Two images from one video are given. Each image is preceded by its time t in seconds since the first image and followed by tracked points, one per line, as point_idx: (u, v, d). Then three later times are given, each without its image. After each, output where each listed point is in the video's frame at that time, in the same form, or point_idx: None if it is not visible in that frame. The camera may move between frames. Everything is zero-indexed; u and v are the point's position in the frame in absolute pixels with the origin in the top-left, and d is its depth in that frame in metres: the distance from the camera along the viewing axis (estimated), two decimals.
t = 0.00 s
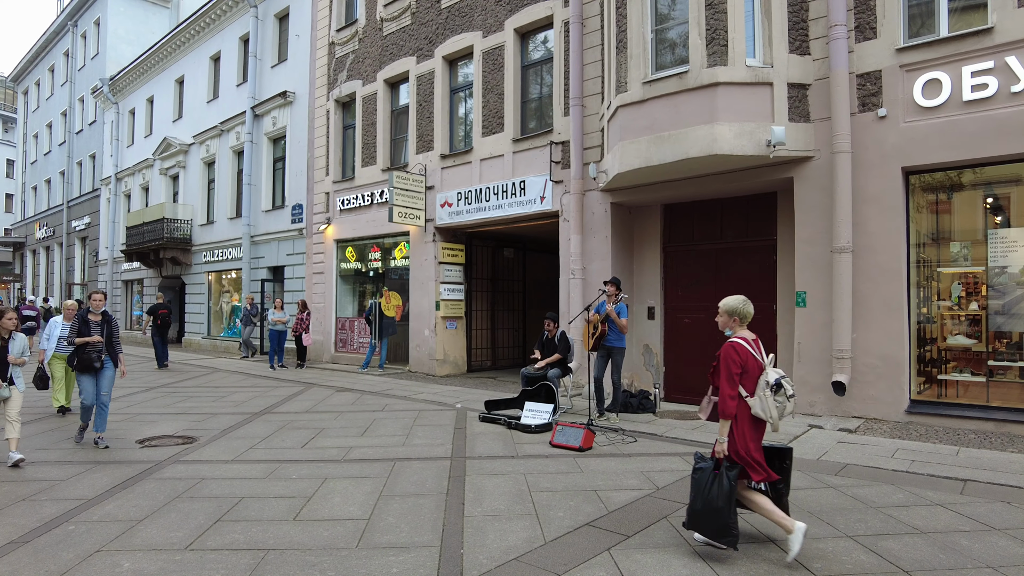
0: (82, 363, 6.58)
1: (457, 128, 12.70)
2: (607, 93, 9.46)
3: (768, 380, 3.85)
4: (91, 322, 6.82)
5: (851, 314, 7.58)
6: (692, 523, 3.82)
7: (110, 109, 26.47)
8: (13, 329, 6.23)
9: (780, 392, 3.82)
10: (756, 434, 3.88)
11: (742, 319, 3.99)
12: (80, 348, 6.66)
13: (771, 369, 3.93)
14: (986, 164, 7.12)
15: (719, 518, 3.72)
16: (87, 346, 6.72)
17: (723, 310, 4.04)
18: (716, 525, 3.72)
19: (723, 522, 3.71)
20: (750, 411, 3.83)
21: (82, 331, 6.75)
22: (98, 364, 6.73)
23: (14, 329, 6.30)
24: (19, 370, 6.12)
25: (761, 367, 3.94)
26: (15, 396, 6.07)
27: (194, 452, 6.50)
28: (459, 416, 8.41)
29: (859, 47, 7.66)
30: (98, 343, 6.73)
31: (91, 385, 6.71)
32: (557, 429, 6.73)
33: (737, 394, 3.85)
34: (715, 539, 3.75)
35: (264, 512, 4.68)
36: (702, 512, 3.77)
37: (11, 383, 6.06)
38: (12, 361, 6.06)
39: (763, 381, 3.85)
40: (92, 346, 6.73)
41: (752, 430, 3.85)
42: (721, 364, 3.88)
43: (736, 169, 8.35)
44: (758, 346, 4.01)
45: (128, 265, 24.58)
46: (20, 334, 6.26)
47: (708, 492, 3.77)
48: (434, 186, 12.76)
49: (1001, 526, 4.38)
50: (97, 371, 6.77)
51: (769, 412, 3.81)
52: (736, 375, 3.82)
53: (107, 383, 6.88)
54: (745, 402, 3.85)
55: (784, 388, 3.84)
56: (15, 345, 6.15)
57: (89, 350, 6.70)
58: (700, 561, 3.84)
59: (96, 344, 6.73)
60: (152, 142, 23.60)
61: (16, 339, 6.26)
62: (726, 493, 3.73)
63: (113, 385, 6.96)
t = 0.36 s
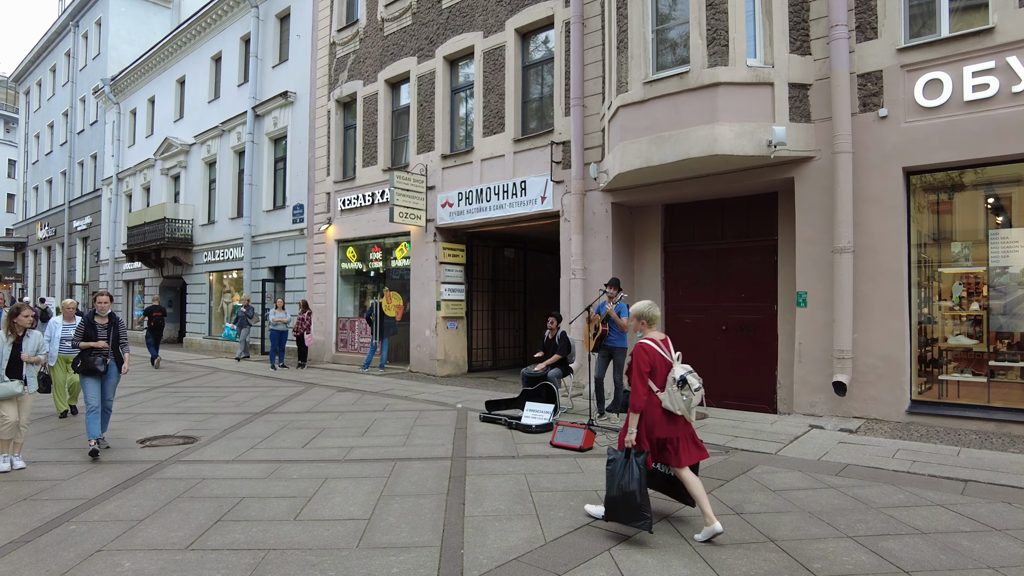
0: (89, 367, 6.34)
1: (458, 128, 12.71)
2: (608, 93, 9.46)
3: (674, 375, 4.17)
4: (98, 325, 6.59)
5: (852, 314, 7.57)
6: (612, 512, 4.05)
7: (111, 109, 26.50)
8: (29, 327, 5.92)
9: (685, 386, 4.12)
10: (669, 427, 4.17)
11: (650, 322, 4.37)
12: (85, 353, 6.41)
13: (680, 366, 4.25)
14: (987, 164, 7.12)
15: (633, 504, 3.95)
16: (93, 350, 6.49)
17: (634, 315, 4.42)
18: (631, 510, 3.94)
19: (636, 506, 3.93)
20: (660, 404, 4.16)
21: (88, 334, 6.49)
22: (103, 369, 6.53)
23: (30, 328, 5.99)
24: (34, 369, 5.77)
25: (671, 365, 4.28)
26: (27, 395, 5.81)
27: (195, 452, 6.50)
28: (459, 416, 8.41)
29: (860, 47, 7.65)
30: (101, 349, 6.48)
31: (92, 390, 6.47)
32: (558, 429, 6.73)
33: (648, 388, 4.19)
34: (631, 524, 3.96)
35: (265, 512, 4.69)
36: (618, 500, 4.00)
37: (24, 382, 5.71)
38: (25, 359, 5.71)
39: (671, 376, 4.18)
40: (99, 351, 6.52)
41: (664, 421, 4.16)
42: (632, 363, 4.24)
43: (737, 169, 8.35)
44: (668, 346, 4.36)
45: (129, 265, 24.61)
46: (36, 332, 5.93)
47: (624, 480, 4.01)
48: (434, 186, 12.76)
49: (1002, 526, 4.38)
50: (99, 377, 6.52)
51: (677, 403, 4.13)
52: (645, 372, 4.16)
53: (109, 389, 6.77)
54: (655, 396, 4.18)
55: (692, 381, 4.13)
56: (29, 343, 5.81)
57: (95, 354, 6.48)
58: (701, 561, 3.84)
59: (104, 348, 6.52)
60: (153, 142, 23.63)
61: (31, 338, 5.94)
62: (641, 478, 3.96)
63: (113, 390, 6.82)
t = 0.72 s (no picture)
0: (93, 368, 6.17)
1: (459, 128, 12.72)
2: (609, 93, 9.46)
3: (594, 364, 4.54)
4: (101, 324, 6.34)
5: (854, 314, 7.57)
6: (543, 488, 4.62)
7: (113, 110, 26.54)
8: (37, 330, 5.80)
9: (602, 373, 4.47)
10: (593, 411, 4.54)
11: (576, 318, 4.83)
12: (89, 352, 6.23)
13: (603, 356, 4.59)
14: (989, 164, 7.11)
15: (557, 481, 4.48)
16: (96, 349, 6.31)
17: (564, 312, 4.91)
18: (555, 487, 4.47)
19: (560, 483, 4.45)
20: (583, 391, 4.56)
21: (91, 333, 6.27)
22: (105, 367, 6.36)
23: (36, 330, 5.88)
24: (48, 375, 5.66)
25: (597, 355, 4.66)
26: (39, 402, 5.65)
27: (196, 452, 6.51)
28: (460, 416, 8.42)
29: (862, 46, 7.64)
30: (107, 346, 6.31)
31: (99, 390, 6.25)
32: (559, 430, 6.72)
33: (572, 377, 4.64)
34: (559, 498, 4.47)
35: (267, 511, 4.69)
36: (545, 478, 4.54)
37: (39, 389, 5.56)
38: (39, 364, 5.60)
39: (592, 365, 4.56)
40: (101, 350, 6.31)
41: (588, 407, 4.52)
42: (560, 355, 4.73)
43: (738, 169, 8.34)
44: (595, 339, 4.77)
45: (131, 265, 24.65)
46: (44, 335, 5.84)
47: (550, 461, 4.54)
48: (436, 186, 12.77)
49: (1005, 526, 4.37)
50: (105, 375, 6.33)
51: (597, 390, 4.49)
52: (569, 363, 4.63)
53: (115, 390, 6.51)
54: (580, 383, 4.61)
55: (609, 370, 4.45)
56: (40, 346, 5.71)
57: (98, 354, 6.28)
58: (702, 561, 3.84)
59: (106, 347, 6.30)
60: (155, 142, 23.66)
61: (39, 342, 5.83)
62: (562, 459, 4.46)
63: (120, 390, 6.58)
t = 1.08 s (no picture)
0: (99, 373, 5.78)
1: (460, 129, 12.72)
2: (610, 93, 9.45)
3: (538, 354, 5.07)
4: (110, 328, 5.95)
5: (855, 314, 7.56)
6: (489, 465, 5.19)
7: (113, 110, 26.56)
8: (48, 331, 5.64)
9: (545, 362, 5.01)
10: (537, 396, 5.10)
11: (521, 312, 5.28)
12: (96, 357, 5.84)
13: (546, 347, 5.13)
14: (990, 164, 7.10)
15: (500, 458, 5.03)
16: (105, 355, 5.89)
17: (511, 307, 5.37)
18: (498, 463, 5.02)
19: (502, 461, 5.01)
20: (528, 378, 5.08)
21: (98, 338, 5.87)
22: (115, 375, 5.93)
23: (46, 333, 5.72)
24: (56, 376, 5.50)
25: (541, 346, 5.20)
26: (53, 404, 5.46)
27: (197, 452, 6.51)
28: (461, 416, 8.42)
29: (863, 46, 7.63)
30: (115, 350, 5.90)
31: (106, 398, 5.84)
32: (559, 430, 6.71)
33: (520, 366, 5.14)
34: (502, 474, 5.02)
35: (267, 512, 4.69)
36: (490, 455, 5.11)
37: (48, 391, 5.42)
38: (46, 365, 5.44)
39: (536, 355, 5.08)
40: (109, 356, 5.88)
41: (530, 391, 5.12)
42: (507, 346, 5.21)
43: (739, 169, 8.34)
44: (539, 331, 5.28)
45: (132, 265, 24.67)
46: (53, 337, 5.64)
47: (495, 439, 5.09)
48: (436, 186, 12.77)
49: (1006, 527, 4.36)
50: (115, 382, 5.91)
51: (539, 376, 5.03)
52: (516, 353, 5.12)
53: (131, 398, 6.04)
54: (525, 372, 5.12)
55: (550, 358, 5.02)
56: (48, 347, 5.56)
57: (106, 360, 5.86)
58: (703, 561, 3.84)
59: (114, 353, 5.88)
60: (156, 143, 23.67)
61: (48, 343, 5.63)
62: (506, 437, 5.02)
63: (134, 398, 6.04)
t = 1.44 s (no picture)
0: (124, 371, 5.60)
1: (460, 129, 12.73)
2: (611, 93, 9.45)
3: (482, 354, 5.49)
4: (128, 325, 5.85)
5: (856, 314, 7.56)
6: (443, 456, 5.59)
7: (114, 110, 26.58)
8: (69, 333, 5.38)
9: (488, 361, 5.44)
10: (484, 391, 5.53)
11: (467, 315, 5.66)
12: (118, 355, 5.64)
13: (490, 347, 5.55)
14: (991, 164, 7.10)
15: (452, 449, 5.44)
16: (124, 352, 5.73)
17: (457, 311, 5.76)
18: (451, 454, 5.43)
19: (454, 451, 5.42)
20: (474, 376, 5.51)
21: (117, 334, 5.76)
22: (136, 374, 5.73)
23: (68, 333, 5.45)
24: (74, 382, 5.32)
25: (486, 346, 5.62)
26: (69, 410, 5.29)
27: (198, 452, 6.51)
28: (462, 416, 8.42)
29: (864, 46, 7.63)
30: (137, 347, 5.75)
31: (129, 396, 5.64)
32: (560, 430, 6.75)
33: (466, 365, 5.56)
34: (456, 465, 5.43)
35: (267, 512, 4.69)
36: (444, 447, 5.52)
37: (66, 396, 5.23)
38: (65, 369, 5.24)
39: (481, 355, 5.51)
40: (129, 353, 5.71)
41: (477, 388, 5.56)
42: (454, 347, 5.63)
43: (741, 169, 8.34)
44: (484, 332, 5.70)
45: (132, 265, 24.68)
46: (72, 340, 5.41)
47: (447, 433, 5.52)
48: (437, 187, 12.77)
49: (1007, 527, 4.36)
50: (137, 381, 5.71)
51: (484, 375, 5.47)
52: (462, 354, 5.54)
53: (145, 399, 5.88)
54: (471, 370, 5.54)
55: (493, 359, 5.44)
56: (68, 351, 5.35)
57: (126, 357, 5.69)
58: (705, 562, 3.84)
59: (135, 349, 5.73)
60: (156, 143, 23.68)
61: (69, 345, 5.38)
62: (457, 430, 5.42)
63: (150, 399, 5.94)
